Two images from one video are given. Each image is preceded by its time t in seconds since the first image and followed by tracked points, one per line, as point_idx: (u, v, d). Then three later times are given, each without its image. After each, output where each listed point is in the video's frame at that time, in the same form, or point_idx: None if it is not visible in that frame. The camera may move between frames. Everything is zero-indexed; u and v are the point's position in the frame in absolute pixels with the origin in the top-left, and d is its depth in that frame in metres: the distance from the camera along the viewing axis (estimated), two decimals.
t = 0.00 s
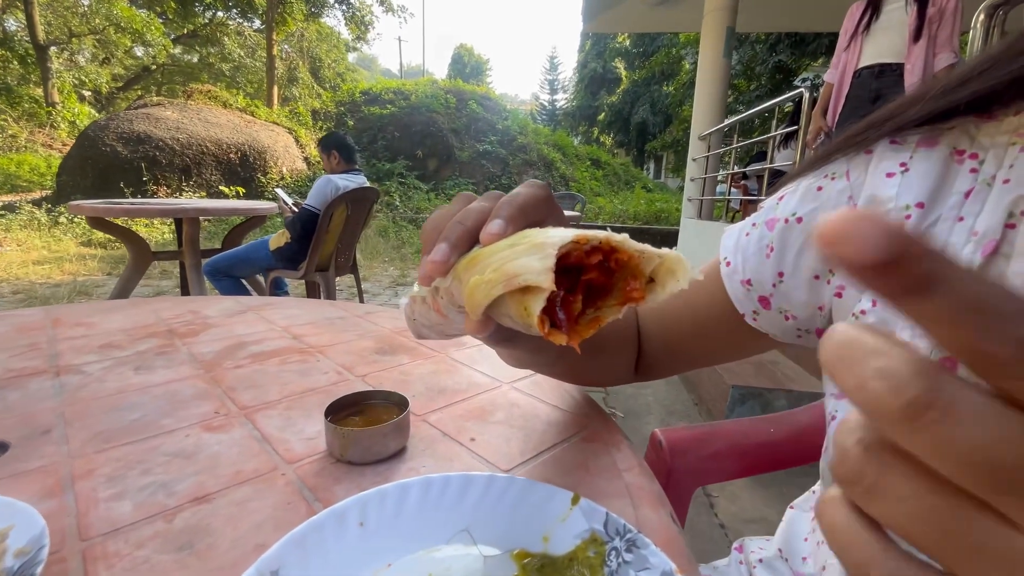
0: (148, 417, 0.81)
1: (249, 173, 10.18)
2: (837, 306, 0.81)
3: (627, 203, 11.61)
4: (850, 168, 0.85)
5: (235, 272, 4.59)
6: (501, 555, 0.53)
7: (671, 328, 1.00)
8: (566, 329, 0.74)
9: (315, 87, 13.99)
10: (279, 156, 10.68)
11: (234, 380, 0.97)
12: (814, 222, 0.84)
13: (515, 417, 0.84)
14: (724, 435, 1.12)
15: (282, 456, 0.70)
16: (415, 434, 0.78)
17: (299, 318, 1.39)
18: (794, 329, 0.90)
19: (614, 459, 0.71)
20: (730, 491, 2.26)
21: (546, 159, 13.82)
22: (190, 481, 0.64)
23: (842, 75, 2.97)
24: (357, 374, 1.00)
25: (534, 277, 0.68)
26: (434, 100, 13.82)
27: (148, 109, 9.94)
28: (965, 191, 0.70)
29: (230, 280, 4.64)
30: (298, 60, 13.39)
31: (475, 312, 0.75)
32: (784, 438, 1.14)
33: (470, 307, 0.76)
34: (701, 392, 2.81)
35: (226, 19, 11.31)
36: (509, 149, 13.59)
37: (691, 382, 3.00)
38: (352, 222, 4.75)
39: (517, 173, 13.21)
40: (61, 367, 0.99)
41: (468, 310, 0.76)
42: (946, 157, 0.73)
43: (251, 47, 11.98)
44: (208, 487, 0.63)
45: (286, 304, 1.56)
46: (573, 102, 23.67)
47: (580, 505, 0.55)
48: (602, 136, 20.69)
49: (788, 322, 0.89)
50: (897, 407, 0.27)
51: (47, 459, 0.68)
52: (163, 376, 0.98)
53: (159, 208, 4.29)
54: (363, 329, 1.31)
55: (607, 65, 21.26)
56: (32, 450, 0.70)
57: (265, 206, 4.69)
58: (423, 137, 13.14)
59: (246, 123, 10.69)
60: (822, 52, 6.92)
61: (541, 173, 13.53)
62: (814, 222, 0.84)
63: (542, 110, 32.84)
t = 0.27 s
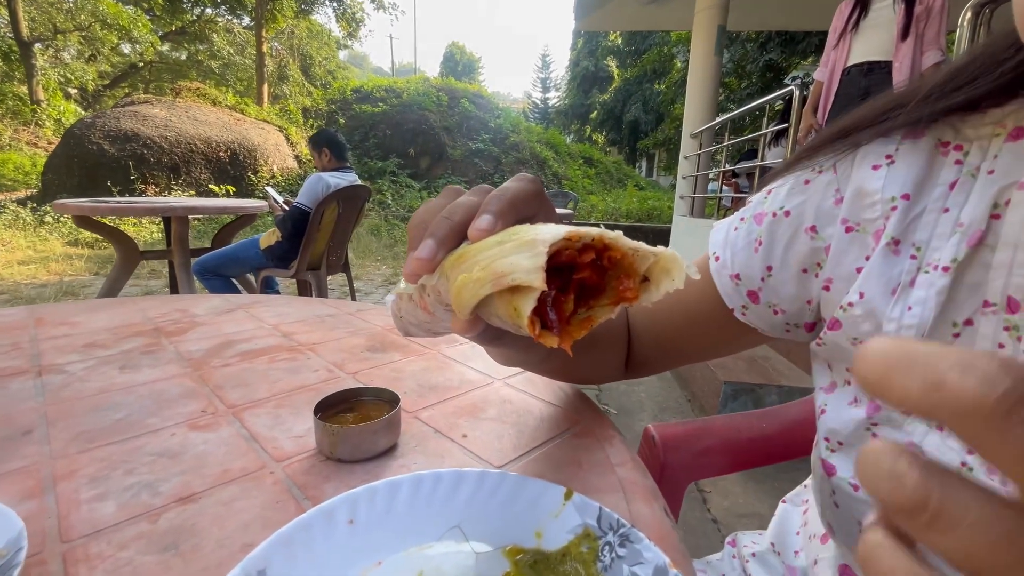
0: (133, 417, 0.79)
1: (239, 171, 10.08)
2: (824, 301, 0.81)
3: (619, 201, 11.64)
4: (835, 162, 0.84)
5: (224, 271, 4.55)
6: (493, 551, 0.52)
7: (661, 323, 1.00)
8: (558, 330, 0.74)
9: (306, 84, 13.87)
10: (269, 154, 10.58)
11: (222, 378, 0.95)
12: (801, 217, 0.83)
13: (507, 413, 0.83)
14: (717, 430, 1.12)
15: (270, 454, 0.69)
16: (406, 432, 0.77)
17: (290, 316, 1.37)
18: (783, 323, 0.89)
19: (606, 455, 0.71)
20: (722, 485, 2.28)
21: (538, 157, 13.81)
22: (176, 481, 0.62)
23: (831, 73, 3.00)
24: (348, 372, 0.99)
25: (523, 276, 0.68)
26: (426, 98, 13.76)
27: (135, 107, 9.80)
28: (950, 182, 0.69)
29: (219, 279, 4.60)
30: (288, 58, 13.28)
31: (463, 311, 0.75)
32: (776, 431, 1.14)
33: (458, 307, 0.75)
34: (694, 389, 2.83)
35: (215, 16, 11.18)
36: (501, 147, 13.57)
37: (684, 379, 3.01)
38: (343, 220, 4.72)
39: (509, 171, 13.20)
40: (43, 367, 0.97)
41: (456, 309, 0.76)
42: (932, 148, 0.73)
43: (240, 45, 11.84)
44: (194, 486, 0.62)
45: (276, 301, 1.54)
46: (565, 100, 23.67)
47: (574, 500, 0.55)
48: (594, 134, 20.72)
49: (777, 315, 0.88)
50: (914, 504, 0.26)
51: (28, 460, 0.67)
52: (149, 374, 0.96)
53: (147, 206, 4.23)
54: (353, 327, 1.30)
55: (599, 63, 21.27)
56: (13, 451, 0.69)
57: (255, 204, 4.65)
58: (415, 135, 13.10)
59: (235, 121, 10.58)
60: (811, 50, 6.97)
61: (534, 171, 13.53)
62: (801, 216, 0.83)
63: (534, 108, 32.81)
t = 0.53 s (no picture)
0: (121, 418, 0.79)
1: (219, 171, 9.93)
2: (789, 305, 0.84)
3: (604, 202, 11.75)
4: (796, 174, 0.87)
5: (205, 273, 4.48)
6: (483, 542, 0.54)
7: (638, 327, 1.00)
8: (540, 339, 0.76)
9: (288, 83, 13.69)
10: (250, 153, 10.40)
11: (211, 379, 0.95)
12: (767, 225, 0.86)
13: (496, 412, 0.85)
14: (698, 427, 1.15)
15: (263, 454, 0.70)
16: (396, 430, 0.78)
17: (276, 318, 1.38)
18: (753, 327, 0.91)
19: (593, 451, 0.74)
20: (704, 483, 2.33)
21: (523, 159, 13.86)
22: (170, 481, 0.63)
23: (807, 80, 3.09)
24: (337, 373, 1.00)
25: (508, 291, 0.70)
26: (411, 99, 13.72)
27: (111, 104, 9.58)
28: (897, 194, 0.75)
29: (200, 280, 4.53)
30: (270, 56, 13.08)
31: (450, 323, 0.76)
32: (753, 427, 1.18)
33: (446, 319, 0.76)
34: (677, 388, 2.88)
35: (194, 13, 10.99)
36: (486, 148, 13.59)
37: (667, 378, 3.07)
38: (327, 222, 4.68)
39: (495, 173, 13.23)
40: (26, 370, 0.96)
41: (444, 321, 0.77)
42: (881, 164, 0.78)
43: (220, 42, 11.58)
44: (189, 486, 0.62)
45: (262, 303, 1.54)
46: (551, 102, 23.80)
47: (560, 492, 0.57)
48: (579, 136, 20.84)
49: (745, 319, 0.90)
50: (849, 547, 0.25)
51: (17, 463, 0.67)
52: (136, 377, 0.96)
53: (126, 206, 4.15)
54: (341, 328, 1.30)
55: (584, 66, 21.44)
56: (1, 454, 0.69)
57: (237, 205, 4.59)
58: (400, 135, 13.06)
59: (216, 120, 10.42)
60: (790, 57, 7.14)
61: (519, 173, 13.57)
62: (768, 225, 0.86)
63: (520, 109, 32.86)
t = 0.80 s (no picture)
0: (120, 422, 0.83)
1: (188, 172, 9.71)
2: (735, 315, 0.92)
3: (580, 207, 11.92)
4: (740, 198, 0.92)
5: (176, 277, 4.39)
6: (473, 525, 0.60)
7: (607, 334, 1.04)
8: (530, 343, 0.84)
9: (260, 83, 13.43)
10: (220, 154, 10.12)
11: (205, 384, 0.99)
12: (717, 244, 0.91)
13: (482, 411, 0.91)
14: (670, 424, 1.24)
15: (264, 453, 0.74)
16: (389, 429, 0.83)
17: (263, 324, 1.41)
18: (708, 334, 0.97)
19: (572, 445, 0.81)
20: (676, 481, 2.44)
21: (500, 163, 13.94)
22: (178, 479, 0.67)
23: (771, 94, 3.26)
24: (328, 377, 1.05)
25: (505, 303, 0.77)
26: (387, 101, 13.66)
27: (72, 102, 9.25)
28: (821, 218, 0.83)
29: (171, 285, 4.43)
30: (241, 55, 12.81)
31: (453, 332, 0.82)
32: (719, 423, 1.27)
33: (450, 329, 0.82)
34: (650, 390, 2.99)
35: (161, 9, 10.69)
36: (463, 152, 13.61)
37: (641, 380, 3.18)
38: (304, 226, 4.65)
39: (471, 177, 13.27)
40: (16, 377, 0.98)
41: (447, 330, 0.83)
42: (807, 189, 0.86)
43: (188, 39, 11.09)
44: (196, 482, 0.67)
45: (247, 309, 1.57)
46: (527, 108, 23.99)
47: (545, 480, 0.64)
48: (555, 142, 21.04)
49: (702, 328, 0.96)
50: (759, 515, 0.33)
51: (23, 465, 0.70)
52: (128, 382, 0.98)
53: (93, 208, 4.05)
54: (328, 333, 1.34)
55: (560, 72, 21.70)
56: (6, 457, 0.72)
57: (210, 208, 4.53)
58: (375, 138, 12.99)
59: (184, 120, 10.17)
60: (757, 69, 7.43)
61: (496, 177, 13.65)
62: (717, 243, 0.92)
63: (496, 114, 32.97)
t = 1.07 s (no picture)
0: (113, 424, 0.88)
1: (136, 175, 9.32)
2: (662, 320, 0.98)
3: (542, 215, 12.18)
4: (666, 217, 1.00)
5: (128, 284, 4.24)
6: (447, 497, 0.71)
7: (562, 339, 1.14)
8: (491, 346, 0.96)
9: (214, 83, 12.98)
10: (171, 156, 9.87)
11: (189, 388, 1.05)
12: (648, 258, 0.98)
13: (452, 407, 1.02)
14: (621, 418, 1.38)
15: (256, 446, 0.83)
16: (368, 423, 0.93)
17: (237, 331, 1.46)
18: (646, 335, 1.04)
19: (532, 433, 0.93)
20: (633, 476, 2.60)
21: (464, 170, 14.03)
22: (179, 470, 0.75)
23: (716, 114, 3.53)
24: (308, 379, 1.13)
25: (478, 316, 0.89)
26: (348, 106, 13.51)
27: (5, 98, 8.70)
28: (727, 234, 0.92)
29: (121, 293, 4.27)
30: (192, 54, 12.35)
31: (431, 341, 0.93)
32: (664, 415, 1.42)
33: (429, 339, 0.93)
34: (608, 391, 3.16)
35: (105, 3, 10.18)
36: (427, 159, 13.62)
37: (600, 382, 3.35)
38: (265, 233, 4.60)
39: (435, 184, 13.29)
40: None
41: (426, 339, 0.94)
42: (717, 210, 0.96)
43: (134, 35, 10.45)
44: (197, 472, 0.75)
45: (219, 317, 1.61)
46: (490, 115, 24.22)
47: (507, 458, 0.76)
48: (518, 150, 21.32)
49: (640, 331, 1.03)
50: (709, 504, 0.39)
51: (27, 464, 0.75)
52: (113, 387, 1.03)
53: (37, 212, 3.88)
54: (303, 339, 1.42)
55: (523, 81, 22.07)
56: (7, 457, 0.77)
57: (164, 214, 4.42)
58: (337, 143, 12.82)
59: (132, 120, 9.75)
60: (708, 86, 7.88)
61: (460, 184, 13.73)
62: (645, 256, 0.99)
63: (460, 120, 33.06)
